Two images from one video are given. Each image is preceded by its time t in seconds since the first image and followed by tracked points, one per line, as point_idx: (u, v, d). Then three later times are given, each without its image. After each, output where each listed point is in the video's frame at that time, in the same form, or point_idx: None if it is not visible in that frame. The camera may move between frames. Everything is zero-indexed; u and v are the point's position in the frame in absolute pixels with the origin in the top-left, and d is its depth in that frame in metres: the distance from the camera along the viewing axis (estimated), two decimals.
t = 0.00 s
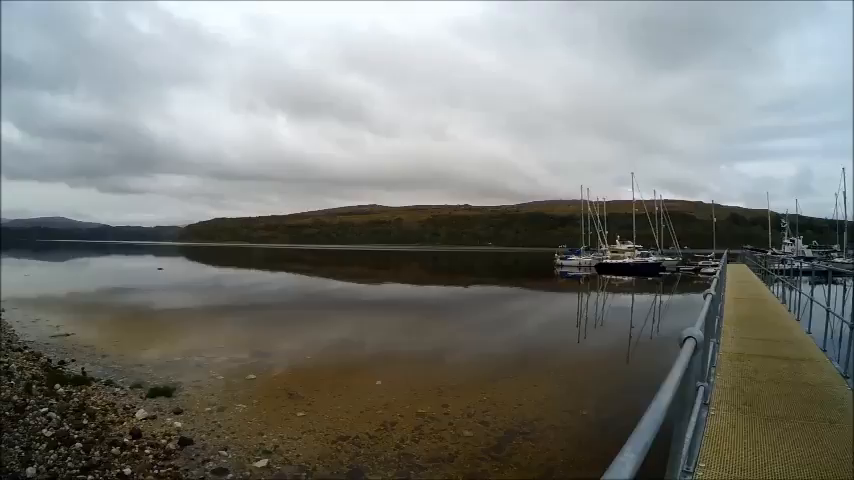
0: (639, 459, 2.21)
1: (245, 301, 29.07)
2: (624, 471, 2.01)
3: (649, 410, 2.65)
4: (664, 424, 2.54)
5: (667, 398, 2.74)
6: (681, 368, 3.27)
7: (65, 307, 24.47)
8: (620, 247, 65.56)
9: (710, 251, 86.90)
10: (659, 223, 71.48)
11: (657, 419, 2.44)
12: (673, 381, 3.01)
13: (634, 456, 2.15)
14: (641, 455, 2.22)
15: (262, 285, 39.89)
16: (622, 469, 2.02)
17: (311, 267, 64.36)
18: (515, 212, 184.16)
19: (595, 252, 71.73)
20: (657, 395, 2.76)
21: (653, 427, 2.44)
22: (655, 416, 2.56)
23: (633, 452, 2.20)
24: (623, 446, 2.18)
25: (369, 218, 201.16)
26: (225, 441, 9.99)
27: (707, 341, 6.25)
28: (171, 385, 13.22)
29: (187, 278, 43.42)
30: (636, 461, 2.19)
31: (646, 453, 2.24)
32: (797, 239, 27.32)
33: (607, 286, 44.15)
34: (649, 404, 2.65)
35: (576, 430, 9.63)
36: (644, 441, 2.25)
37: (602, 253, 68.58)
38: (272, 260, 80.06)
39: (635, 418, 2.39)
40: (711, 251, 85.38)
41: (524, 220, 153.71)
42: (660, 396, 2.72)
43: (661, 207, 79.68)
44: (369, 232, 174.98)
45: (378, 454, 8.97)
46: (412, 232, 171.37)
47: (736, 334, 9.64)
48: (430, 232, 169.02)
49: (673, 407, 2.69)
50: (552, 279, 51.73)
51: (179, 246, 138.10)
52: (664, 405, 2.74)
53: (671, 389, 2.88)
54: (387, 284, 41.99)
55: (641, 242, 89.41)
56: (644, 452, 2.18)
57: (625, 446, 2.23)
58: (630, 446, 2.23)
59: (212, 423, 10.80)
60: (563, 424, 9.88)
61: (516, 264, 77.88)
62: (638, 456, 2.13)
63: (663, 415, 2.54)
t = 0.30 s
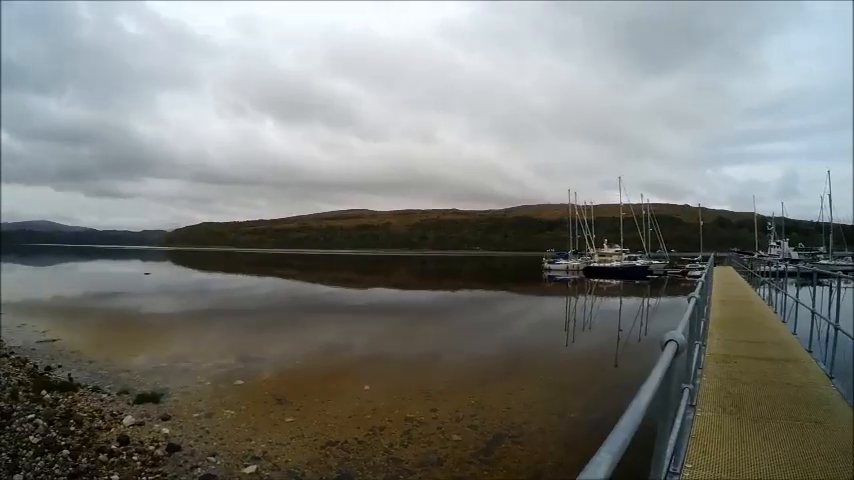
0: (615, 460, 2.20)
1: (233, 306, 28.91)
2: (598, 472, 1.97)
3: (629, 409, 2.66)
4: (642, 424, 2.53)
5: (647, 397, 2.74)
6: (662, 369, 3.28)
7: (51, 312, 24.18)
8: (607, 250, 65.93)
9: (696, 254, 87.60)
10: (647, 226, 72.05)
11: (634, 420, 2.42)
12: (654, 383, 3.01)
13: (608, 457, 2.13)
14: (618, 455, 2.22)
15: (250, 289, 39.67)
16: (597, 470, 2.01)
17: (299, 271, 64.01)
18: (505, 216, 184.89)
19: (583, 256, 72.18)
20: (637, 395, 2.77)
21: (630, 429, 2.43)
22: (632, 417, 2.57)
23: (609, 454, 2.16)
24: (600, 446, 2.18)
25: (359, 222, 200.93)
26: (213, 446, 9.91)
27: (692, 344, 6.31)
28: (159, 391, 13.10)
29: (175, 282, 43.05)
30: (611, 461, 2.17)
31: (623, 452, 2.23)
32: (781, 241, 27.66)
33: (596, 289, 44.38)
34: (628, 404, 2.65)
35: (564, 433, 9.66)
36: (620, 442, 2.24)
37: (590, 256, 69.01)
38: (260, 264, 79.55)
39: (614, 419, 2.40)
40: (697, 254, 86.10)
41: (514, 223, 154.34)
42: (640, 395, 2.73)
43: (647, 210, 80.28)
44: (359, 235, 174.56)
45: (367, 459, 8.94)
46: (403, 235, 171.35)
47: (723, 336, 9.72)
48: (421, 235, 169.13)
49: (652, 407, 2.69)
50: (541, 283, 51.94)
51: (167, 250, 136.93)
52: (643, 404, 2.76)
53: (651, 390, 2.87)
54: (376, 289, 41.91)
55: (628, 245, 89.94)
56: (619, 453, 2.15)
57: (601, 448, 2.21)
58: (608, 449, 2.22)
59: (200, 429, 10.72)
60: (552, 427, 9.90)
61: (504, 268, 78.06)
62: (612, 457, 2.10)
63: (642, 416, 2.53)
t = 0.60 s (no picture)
0: (592, 456, 2.19)
1: (222, 309, 28.76)
2: (573, 469, 1.96)
3: (608, 406, 2.67)
4: (619, 421, 2.53)
5: (627, 395, 2.73)
6: (642, 369, 3.30)
7: (37, 315, 23.90)
8: (595, 252, 66.33)
9: (683, 256, 88.42)
10: (633, 228, 72.83)
11: (611, 418, 2.42)
12: (635, 381, 3.01)
13: (585, 453, 2.11)
14: (593, 451, 2.22)
15: (238, 292, 39.49)
16: (572, 465, 2.01)
17: (287, 274, 63.77)
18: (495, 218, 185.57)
19: (570, 257, 72.63)
20: (616, 392, 2.79)
21: (607, 427, 2.42)
22: (610, 415, 2.56)
23: (584, 451, 2.15)
24: (577, 445, 2.17)
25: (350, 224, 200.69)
26: (201, 450, 9.84)
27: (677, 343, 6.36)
28: (146, 395, 13.01)
29: (162, 285, 42.71)
30: (588, 458, 2.16)
31: (599, 448, 2.23)
32: (767, 242, 27.98)
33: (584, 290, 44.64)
34: (607, 401, 2.65)
35: (552, 434, 9.70)
36: (596, 438, 2.23)
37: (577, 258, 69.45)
38: (248, 267, 79.17)
39: (591, 415, 2.42)
40: (684, 255, 86.90)
41: (504, 225, 155.02)
42: (619, 392, 2.74)
43: (635, 212, 80.93)
44: (349, 237, 174.26)
45: (356, 461, 8.93)
46: (393, 237, 171.37)
47: (709, 335, 9.83)
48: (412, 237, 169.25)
49: (633, 405, 2.68)
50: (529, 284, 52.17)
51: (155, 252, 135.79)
52: (623, 403, 2.76)
53: (632, 388, 2.87)
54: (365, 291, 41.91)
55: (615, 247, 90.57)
56: (596, 450, 2.14)
57: (578, 445, 2.19)
58: (585, 446, 2.21)
59: (189, 433, 10.65)
60: (540, 428, 9.93)
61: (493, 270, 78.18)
62: (588, 454, 2.09)
63: (619, 414, 2.53)
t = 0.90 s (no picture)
0: (571, 459, 2.20)
1: (211, 312, 28.56)
2: (552, 471, 1.96)
3: (589, 411, 2.66)
4: (601, 424, 2.54)
5: (611, 396, 2.73)
6: (625, 372, 3.31)
7: (23, 318, 23.58)
8: (584, 255, 66.67)
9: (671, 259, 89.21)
10: (622, 231, 73.41)
11: (592, 420, 2.42)
12: (618, 383, 3.02)
13: (565, 455, 2.11)
14: (573, 453, 2.22)
15: (227, 294, 39.27)
16: (550, 470, 2.00)
17: (275, 277, 63.50)
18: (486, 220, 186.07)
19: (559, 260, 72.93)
20: (599, 397, 2.77)
21: (587, 430, 2.42)
22: (590, 417, 2.57)
23: (566, 451, 2.15)
24: (556, 448, 2.16)
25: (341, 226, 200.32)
26: (189, 454, 9.79)
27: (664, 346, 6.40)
28: (134, 398, 12.91)
29: (150, 287, 42.39)
30: (568, 460, 2.16)
31: (580, 451, 2.24)
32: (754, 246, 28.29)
33: (573, 293, 44.88)
34: (589, 404, 2.65)
35: (541, 436, 9.72)
36: (576, 441, 2.24)
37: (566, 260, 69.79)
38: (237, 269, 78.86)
39: (573, 421, 2.40)
40: (672, 258, 87.69)
41: (495, 227, 155.50)
42: (600, 396, 2.74)
43: (624, 215, 81.48)
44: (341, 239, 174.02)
45: (346, 465, 8.91)
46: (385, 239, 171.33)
47: (697, 338, 9.90)
48: (403, 239, 169.29)
49: (616, 407, 2.68)
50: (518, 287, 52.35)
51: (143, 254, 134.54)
52: (606, 405, 2.76)
53: (615, 391, 2.87)
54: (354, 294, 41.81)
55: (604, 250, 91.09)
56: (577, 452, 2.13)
57: (558, 446, 2.19)
58: (565, 447, 2.21)
59: (178, 436, 10.58)
60: (530, 431, 9.96)
61: (483, 272, 78.36)
62: (568, 455, 2.08)
63: (600, 417, 2.54)
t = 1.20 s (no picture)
0: (547, 463, 2.20)
1: (197, 316, 28.32)
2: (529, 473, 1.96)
3: (567, 415, 2.64)
4: (578, 429, 2.52)
5: (587, 400, 2.72)
6: (606, 375, 3.31)
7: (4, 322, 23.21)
8: (571, 258, 67.18)
9: (657, 262, 90.06)
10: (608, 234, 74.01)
11: (571, 424, 2.41)
12: (599, 386, 3.01)
13: (540, 460, 2.12)
14: (550, 457, 2.22)
15: (213, 299, 38.97)
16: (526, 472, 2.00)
17: (261, 281, 63.09)
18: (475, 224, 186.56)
19: (546, 264, 73.31)
20: (578, 400, 2.75)
21: (566, 433, 2.41)
22: (567, 421, 2.57)
23: (541, 456, 2.14)
24: (532, 453, 2.15)
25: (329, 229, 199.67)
26: (174, 460, 9.70)
27: (648, 349, 6.45)
28: (119, 404, 12.77)
29: (134, 291, 41.94)
30: (543, 465, 2.17)
31: (557, 454, 2.24)
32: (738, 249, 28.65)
33: (559, 297, 45.10)
34: (567, 409, 2.66)
35: (527, 440, 9.74)
36: (553, 445, 2.24)
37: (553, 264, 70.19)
38: (223, 273, 78.24)
39: (549, 425, 2.38)
40: (657, 261, 88.64)
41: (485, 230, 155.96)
42: (579, 399, 2.74)
43: (610, 219, 82.18)
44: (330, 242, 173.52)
45: (332, 470, 8.88)
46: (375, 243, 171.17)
47: (681, 340, 9.98)
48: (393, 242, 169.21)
49: (595, 409, 2.66)
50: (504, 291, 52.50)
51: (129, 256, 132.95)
52: (583, 409, 2.78)
53: (593, 394, 2.87)
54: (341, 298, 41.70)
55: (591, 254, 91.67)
56: (553, 456, 2.11)
57: (534, 453, 2.19)
58: (544, 448, 2.21)
59: (163, 442, 10.49)
60: (516, 434, 9.98)
61: (470, 276, 78.50)
62: (544, 459, 2.06)
63: (579, 420, 2.52)
